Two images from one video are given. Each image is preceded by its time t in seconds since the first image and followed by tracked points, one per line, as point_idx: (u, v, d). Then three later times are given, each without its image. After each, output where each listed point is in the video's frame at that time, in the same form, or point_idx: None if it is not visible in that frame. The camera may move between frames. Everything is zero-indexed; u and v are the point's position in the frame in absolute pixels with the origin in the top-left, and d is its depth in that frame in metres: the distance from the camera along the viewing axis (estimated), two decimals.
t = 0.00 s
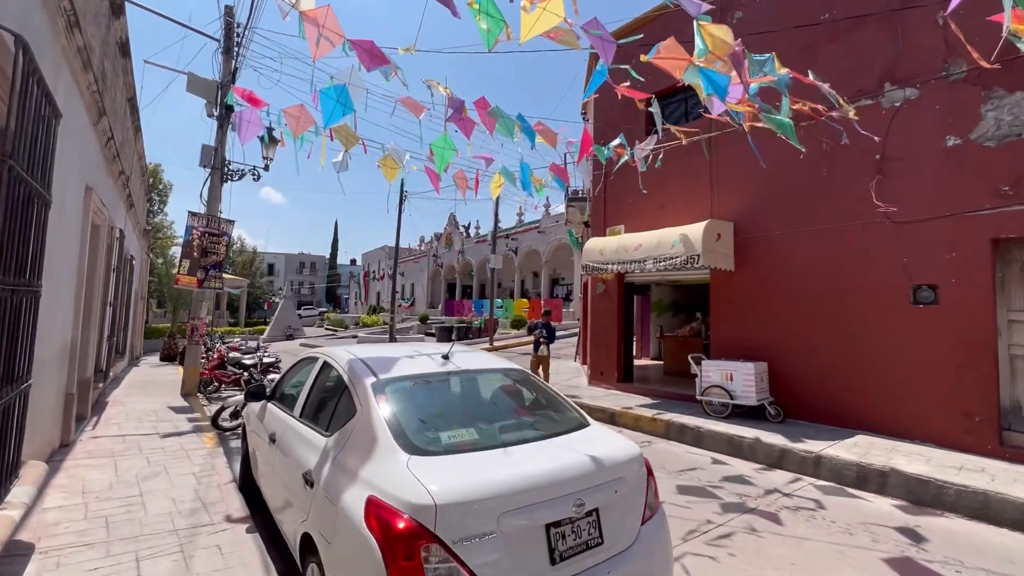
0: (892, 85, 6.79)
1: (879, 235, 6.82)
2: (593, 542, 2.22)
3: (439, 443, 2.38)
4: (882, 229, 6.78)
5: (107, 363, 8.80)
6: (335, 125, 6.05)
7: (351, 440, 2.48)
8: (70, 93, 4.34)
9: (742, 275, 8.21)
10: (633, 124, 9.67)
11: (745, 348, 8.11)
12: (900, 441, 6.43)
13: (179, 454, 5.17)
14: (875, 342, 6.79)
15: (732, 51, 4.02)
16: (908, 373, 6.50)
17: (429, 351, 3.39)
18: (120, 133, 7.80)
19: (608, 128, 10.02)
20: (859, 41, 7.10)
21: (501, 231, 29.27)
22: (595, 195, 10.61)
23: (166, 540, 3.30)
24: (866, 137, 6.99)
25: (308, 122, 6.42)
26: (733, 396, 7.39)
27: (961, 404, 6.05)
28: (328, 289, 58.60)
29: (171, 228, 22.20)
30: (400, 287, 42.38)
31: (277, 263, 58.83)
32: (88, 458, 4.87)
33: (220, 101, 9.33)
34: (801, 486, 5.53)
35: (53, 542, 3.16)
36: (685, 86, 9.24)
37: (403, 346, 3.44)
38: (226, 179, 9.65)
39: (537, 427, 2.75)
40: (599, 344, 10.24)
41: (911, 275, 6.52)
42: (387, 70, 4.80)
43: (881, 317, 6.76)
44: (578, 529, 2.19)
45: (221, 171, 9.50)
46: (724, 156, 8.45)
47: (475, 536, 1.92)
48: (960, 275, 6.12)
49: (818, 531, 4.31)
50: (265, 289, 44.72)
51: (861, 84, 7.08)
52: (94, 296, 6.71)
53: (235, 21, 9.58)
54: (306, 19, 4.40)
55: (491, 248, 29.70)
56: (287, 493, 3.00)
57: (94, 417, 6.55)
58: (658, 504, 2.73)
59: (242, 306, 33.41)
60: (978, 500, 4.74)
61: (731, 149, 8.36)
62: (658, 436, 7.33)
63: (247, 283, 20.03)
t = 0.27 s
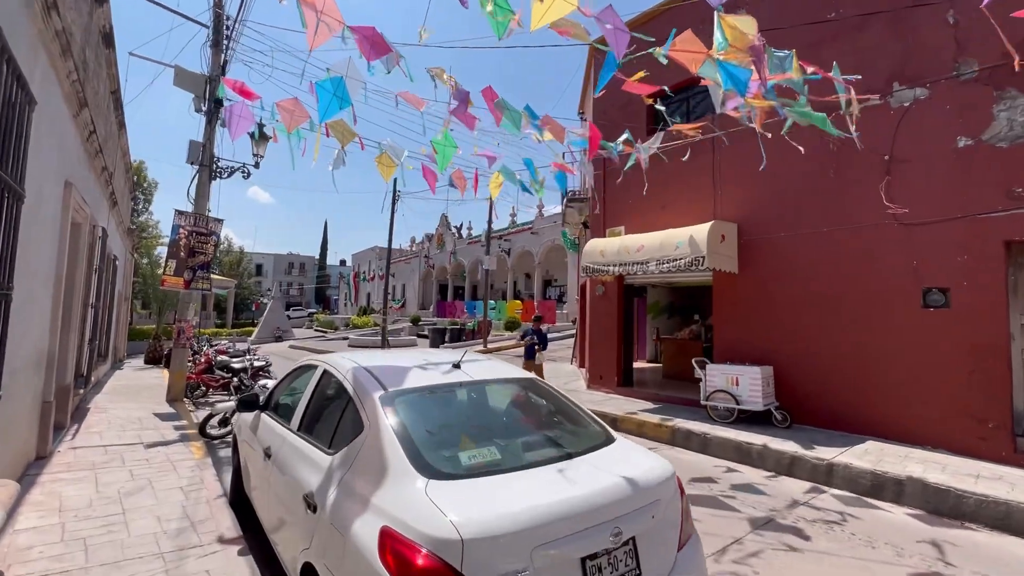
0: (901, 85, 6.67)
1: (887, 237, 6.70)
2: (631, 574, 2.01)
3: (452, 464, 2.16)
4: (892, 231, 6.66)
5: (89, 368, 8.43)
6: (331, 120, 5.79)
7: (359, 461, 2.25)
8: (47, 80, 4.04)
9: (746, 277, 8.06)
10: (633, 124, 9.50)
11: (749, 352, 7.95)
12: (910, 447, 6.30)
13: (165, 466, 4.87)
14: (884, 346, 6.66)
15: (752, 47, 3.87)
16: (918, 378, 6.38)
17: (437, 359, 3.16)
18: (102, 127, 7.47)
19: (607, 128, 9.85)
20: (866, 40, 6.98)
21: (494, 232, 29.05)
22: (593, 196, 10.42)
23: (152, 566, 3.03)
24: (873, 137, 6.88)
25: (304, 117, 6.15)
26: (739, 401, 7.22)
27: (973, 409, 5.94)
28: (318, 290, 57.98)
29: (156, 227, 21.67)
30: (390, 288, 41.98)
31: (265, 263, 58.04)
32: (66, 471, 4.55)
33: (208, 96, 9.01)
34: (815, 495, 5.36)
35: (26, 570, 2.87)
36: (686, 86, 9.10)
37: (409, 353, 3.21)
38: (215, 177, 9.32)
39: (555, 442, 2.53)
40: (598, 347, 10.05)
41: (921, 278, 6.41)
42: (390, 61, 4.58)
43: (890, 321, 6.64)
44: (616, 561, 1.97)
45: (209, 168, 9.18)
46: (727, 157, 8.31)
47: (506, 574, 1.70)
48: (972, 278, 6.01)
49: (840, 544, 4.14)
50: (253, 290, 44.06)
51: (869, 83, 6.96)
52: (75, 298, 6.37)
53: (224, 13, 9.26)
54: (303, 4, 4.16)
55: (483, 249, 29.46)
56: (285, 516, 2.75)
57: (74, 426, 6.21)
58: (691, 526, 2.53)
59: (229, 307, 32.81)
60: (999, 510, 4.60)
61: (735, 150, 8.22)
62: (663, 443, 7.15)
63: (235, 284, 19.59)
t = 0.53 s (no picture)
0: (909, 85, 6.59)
1: (896, 239, 6.62)
2: None
3: (478, 485, 1.99)
4: (900, 233, 6.58)
5: (74, 374, 8.12)
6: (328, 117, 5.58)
7: (376, 483, 2.07)
8: (28, 72, 3.79)
9: (751, 279, 7.95)
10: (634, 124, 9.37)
11: (755, 355, 7.85)
12: (921, 452, 6.22)
13: (156, 479, 4.63)
14: (893, 350, 6.58)
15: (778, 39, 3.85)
16: (928, 383, 6.30)
17: (451, 370, 2.98)
18: (88, 125, 7.19)
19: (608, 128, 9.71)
20: (873, 40, 6.90)
21: (488, 233, 28.86)
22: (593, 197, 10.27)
23: None
24: (880, 139, 6.81)
25: (300, 114, 5.92)
26: (746, 405, 7.11)
27: (985, 413, 5.87)
28: (308, 291, 57.40)
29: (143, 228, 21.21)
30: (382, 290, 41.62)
31: (255, 265, 57.34)
32: (51, 486, 4.30)
33: (199, 93, 8.74)
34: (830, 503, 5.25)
35: None
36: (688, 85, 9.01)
37: (421, 364, 3.03)
38: (205, 177, 9.06)
39: (579, 458, 2.36)
40: (598, 350, 9.90)
41: (931, 280, 6.33)
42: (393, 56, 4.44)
43: (899, 323, 6.56)
44: None
45: (200, 168, 8.91)
46: (730, 157, 8.20)
47: None
48: (984, 280, 5.95)
49: (863, 556, 4.01)
50: (243, 292, 43.47)
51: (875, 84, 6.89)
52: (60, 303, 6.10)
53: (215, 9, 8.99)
54: None
55: (477, 250, 29.27)
56: (292, 540, 2.55)
57: (58, 436, 5.93)
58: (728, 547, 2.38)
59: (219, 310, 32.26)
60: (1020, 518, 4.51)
61: (739, 150, 8.11)
62: (669, 448, 7.00)
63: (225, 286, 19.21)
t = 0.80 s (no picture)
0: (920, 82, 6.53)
1: (907, 237, 6.56)
2: None
3: (518, 499, 1.83)
4: (911, 231, 6.52)
5: (62, 379, 7.84)
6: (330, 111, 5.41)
7: (405, 497, 1.90)
8: (16, 58, 3.57)
9: (758, 279, 7.85)
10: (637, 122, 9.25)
11: (762, 355, 7.75)
12: (934, 452, 6.14)
13: (151, 488, 4.41)
14: (905, 349, 6.50)
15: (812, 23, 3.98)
16: (940, 382, 6.23)
17: (472, 373, 2.82)
18: (78, 120, 6.94)
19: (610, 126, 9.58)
20: (882, 36, 6.84)
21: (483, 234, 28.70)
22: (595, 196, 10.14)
23: None
24: (889, 136, 6.75)
25: (301, 109, 5.70)
26: (755, 406, 7.00)
27: (1000, 413, 5.80)
28: (300, 293, 56.88)
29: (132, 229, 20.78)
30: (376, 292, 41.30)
31: (245, 267, 56.70)
32: (40, 497, 4.07)
33: (192, 89, 8.51)
34: (848, 506, 5.14)
35: None
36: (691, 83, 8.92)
37: (439, 367, 2.87)
38: (199, 175, 8.82)
39: (614, 466, 2.21)
40: (601, 351, 9.76)
41: (944, 279, 6.28)
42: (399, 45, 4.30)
43: (911, 322, 6.48)
44: None
45: (194, 166, 8.67)
46: (736, 155, 8.11)
47: None
48: (998, 279, 5.90)
49: (891, 562, 3.89)
50: (233, 294, 42.92)
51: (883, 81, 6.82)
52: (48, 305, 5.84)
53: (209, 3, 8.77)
54: None
55: (472, 251, 29.10)
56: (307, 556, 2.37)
57: (46, 443, 5.67)
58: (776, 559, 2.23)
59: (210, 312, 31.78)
60: None
61: (745, 148, 8.02)
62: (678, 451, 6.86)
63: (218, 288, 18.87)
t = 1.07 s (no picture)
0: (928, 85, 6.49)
1: (917, 241, 6.50)
2: None
3: (564, 532, 1.70)
4: (922, 234, 6.45)
5: (52, 386, 7.59)
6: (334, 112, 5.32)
7: (438, 528, 1.76)
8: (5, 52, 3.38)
9: (764, 282, 7.78)
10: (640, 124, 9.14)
11: (769, 360, 7.66)
12: (946, 458, 6.08)
13: (148, 504, 4.22)
14: (915, 354, 6.43)
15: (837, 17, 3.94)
16: (951, 388, 6.17)
17: (495, 386, 2.67)
18: (69, 119, 6.72)
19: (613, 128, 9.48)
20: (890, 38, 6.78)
21: (478, 236, 28.57)
22: (597, 198, 10.03)
23: None
24: (898, 139, 6.68)
25: (302, 110, 5.51)
26: (764, 412, 6.89)
27: (1013, 419, 5.75)
28: (293, 295, 56.45)
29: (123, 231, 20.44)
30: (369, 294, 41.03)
31: (237, 268, 56.13)
32: (31, 515, 3.87)
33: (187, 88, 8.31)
34: (865, 515, 5.04)
35: None
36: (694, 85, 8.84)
37: (459, 380, 2.72)
38: (194, 176, 8.61)
39: (654, 490, 2.08)
40: (604, 355, 9.64)
41: (954, 283, 6.22)
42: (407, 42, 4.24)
43: (921, 327, 6.41)
44: None
45: (189, 167, 8.47)
46: (741, 158, 8.03)
47: None
48: (1010, 283, 5.85)
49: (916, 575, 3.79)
50: (226, 296, 42.47)
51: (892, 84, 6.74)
52: (38, 311, 5.63)
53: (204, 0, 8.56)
54: None
55: (468, 253, 28.95)
56: None
57: (36, 456, 5.45)
58: None
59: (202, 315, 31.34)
60: None
61: (750, 151, 7.95)
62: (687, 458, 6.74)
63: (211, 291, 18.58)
